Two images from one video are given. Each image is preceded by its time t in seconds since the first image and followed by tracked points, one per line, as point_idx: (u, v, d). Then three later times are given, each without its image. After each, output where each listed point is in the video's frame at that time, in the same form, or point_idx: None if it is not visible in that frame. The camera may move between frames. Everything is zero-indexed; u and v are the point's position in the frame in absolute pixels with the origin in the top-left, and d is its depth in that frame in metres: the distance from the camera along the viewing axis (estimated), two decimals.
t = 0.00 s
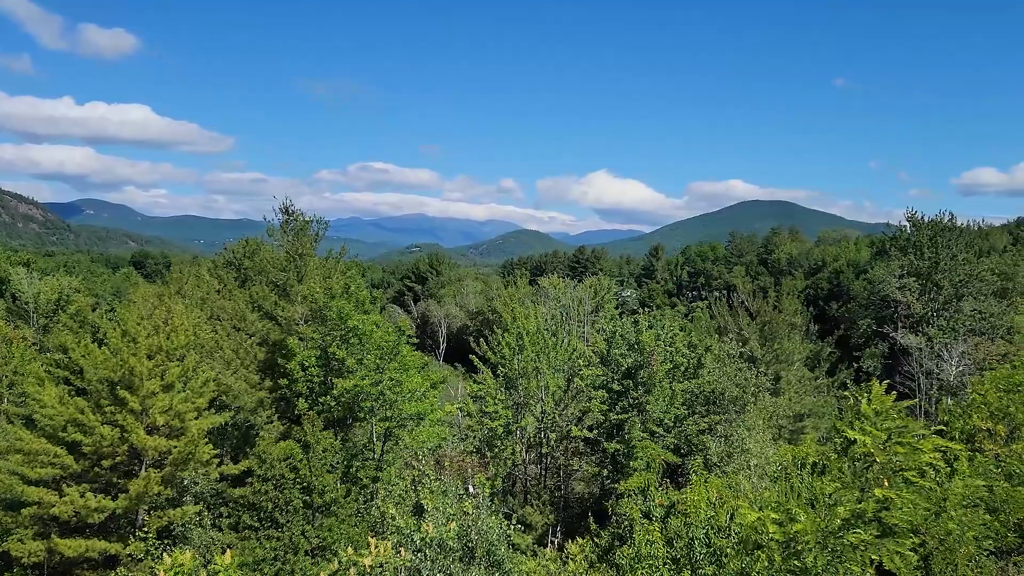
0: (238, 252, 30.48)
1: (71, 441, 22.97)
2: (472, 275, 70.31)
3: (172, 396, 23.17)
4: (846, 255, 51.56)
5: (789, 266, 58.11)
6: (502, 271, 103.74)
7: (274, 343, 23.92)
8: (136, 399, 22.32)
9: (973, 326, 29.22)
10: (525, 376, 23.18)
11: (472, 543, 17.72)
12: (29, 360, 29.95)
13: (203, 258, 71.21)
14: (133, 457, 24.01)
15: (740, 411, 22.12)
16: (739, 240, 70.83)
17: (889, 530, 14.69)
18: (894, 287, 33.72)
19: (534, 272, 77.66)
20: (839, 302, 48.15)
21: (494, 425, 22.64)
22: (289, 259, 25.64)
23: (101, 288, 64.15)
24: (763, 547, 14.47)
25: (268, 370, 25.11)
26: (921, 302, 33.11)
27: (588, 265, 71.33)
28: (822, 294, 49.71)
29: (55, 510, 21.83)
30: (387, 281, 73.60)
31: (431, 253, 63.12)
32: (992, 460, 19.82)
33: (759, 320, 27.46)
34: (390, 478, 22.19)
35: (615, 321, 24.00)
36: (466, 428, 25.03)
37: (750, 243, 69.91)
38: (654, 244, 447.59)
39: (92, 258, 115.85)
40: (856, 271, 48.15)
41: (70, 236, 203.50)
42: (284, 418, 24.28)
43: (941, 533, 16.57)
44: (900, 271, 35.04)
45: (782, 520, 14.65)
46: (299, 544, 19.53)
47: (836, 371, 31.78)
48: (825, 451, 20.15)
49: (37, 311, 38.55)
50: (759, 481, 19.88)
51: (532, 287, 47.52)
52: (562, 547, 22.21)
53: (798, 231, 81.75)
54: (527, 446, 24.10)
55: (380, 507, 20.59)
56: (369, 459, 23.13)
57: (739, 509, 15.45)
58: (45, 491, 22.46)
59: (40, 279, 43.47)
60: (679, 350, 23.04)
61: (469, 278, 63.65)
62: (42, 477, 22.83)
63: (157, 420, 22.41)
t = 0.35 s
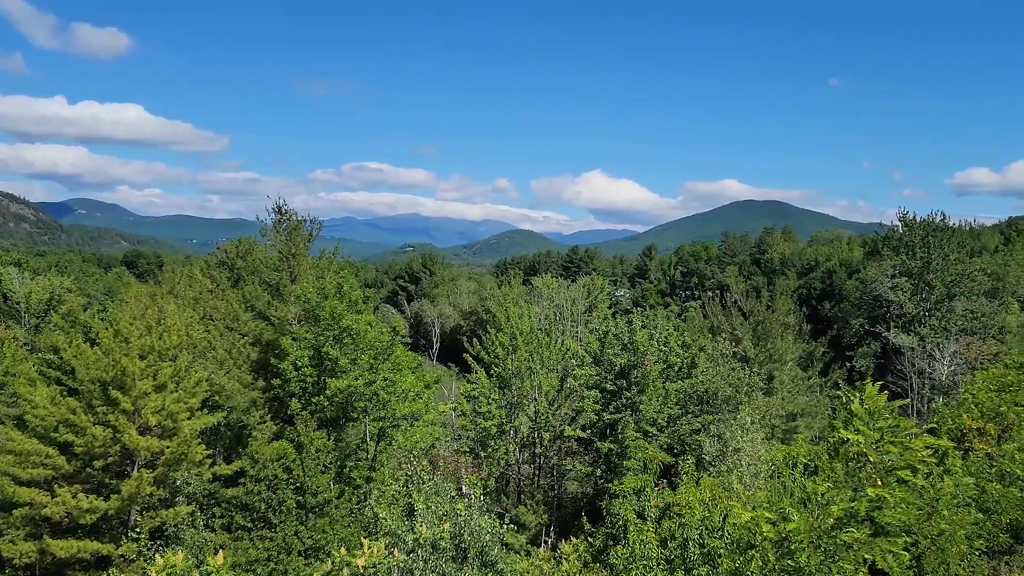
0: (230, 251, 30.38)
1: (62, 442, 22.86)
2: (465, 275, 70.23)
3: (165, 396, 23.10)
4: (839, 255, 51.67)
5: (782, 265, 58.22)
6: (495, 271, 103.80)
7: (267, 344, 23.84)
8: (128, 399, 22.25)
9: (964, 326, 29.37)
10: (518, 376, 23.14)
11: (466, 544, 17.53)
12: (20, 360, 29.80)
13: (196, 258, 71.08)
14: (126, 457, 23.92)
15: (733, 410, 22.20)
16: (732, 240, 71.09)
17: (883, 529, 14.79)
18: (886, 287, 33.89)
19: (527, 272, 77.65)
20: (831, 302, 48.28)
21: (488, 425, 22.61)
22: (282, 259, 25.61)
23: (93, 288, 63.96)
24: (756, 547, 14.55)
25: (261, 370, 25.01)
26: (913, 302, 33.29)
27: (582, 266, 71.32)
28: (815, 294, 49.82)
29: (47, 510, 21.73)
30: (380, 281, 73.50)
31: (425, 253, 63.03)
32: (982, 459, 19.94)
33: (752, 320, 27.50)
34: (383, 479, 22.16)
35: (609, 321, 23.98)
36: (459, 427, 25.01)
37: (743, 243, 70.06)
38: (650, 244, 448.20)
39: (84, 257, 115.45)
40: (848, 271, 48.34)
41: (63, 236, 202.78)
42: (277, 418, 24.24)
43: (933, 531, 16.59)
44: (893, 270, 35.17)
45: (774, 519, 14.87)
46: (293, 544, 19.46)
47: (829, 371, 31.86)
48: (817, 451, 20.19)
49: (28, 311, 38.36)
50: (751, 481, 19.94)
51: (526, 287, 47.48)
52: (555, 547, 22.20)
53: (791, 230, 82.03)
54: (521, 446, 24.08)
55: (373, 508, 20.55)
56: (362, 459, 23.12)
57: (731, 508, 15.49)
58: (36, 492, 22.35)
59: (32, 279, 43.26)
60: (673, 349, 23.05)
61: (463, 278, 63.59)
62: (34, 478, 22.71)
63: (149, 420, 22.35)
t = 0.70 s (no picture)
0: (223, 251, 30.21)
1: (55, 442, 22.72)
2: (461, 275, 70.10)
3: (158, 397, 22.97)
4: (835, 254, 51.69)
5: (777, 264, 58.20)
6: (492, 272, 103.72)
7: (261, 344, 23.72)
8: (121, 400, 22.12)
9: (960, 325, 29.32)
10: (513, 377, 23.01)
11: (461, 546, 17.37)
12: (12, 361, 29.63)
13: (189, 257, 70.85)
14: (119, 458, 23.77)
15: (728, 411, 22.17)
16: (727, 239, 71.15)
17: (878, 530, 14.52)
18: (882, 287, 33.93)
19: (523, 271, 77.56)
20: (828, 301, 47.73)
21: (483, 426, 22.53)
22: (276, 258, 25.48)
23: (85, 288, 63.71)
24: (751, 548, 14.63)
25: (255, 370, 24.78)
26: (909, 302, 33.40)
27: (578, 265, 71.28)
28: (810, 294, 49.82)
29: (39, 512, 21.58)
30: (374, 280, 73.42)
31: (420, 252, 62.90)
32: (978, 460, 19.98)
33: (747, 319, 27.42)
34: (378, 479, 22.07)
35: (604, 321, 23.89)
36: (454, 427, 24.93)
37: (738, 243, 70.09)
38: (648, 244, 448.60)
39: (76, 257, 115.01)
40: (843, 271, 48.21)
41: (59, 236, 202.29)
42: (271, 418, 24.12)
43: (928, 532, 16.55)
44: (888, 270, 35.15)
45: (770, 520, 14.77)
46: (287, 545, 19.19)
47: (824, 370, 31.83)
48: (813, 451, 20.14)
49: (20, 311, 38.15)
50: (746, 481, 19.90)
51: (521, 286, 47.39)
52: (550, 547, 22.13)
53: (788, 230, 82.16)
54: (516, 446, 23.98)
55: (368, 509, 20.39)
56: (357, 460, 23.06)
57: (726, 510, 15.42)
58: (28, 493, 22.20)
59: (24, 279, 43.04)
60: (669, 349, 22.96)
61: (459, 278, 63.46)
62: (26, 479, 22.56)
63: (143, 420, 22.22)
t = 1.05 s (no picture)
0: (217, 251, 29.96)
1: (47, 445, 22.42)
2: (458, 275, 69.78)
3: (151, 399, 22.66)
4: (837, 254, 51.46)
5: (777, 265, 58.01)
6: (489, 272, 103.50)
7: (255, 345, 23.43)
8: (114, 401, 21.82)
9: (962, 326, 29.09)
10: (510, 378, 22.67)
11: (455, 549, 16.80)
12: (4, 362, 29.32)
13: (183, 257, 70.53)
14: (111, 461, 23.46)
15: (727, 412, 21.93)
16: (728, 238, 71.00)
17: (880, 532, 14.37)
18: (884, 286, 33.72)
19: (520, 271, 77.26)
20: (828, 301, 47.76)
21: (480, 427, 22.24)
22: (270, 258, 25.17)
23: (76, 288, 63.33)
24: (753, 550, 13.72)
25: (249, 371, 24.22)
26: (912, 302, 33.24)
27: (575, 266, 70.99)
28: (811, 294, 49.57)
29: (31, 515, 21.28)
30: (369, 280, 73.14)
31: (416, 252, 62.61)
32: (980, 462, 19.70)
33: (747, 320, 27.15)
34: (374, 482, 21.80)
35: (602, 321, 23.60)
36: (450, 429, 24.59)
37: (738, 243, 69.94)
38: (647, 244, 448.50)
39: (68, 257, 114.40)
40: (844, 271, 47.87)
41: (54, 236, 201.75)
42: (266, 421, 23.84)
43: (929, 534, 16.28)
44: (890, 271, 34.83)
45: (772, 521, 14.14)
46: (281, 549, 18.81)
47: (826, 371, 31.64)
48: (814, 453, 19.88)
49: (12, 312, 37.83)
50: (746, 483, 19.65)
51: (518, 286, 47.11)
52: (548, 551, 21.84)
53: (790, 229, 81.89)
54: (513, 448, 23.72)
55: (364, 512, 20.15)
56: (353, 463, 22.79)
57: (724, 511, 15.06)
58: (20, 496, 21.89)
59: (16, 279, 42.74)
60: (668, 350, 22.68)
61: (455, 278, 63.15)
62: (17, 482, 22.25)
63: (135, 423, 21.93)
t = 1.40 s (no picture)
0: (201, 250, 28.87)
1: (25, 453, 21.37)
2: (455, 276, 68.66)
3: (134, 405, 21.64)
4: (850, 253, 50.35)
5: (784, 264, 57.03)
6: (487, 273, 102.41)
7: (243, 348, 22.43)
8: (95, 407, 20.81)
9: (979, 328, 28.52)
10: (508, 382, 21.66)
11: (451, 560, 15.99)
12: None
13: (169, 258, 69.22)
14: (92, 469, 22.39)
15: (736, 418, 20.98)
16: (737, 237, 69.81)
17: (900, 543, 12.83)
18: (900, 287, 32.83)
19: (520, 272, 76.21)
20: (840, 302, 47.26)
21: (477, 434, 21.27)
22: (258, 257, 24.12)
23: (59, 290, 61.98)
24: (764, 563, 12.70)
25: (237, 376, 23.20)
26: (929, 303, 32.26)
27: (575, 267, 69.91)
28: (824, 295, 48.62)
29: (8, 527, 20.22)
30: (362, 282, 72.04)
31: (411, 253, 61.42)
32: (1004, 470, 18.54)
33: (756, 321, 26.15)
34: (367, 490, 20.77)
35: (605, 323, 22.63)
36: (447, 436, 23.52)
37: (746, 242, 68.61)
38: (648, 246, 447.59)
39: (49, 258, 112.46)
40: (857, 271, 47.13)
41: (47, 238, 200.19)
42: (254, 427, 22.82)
43: (948, 545, 15.06)
44: (905, 271, 33.81)
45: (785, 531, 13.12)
46: (269, 561, 17.88)
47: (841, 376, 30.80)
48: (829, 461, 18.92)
49: None
50: (758, 492, 18.67)
51: (517, 287, 46.06)
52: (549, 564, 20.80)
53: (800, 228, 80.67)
54: (512, 456, 22.72)
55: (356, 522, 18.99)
56: (345, 470, 21.75)
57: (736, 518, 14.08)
58: None
59: None
60: (674, 353, 21.67)
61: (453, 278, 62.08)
62: None
63: (118, 429, 20.92)
